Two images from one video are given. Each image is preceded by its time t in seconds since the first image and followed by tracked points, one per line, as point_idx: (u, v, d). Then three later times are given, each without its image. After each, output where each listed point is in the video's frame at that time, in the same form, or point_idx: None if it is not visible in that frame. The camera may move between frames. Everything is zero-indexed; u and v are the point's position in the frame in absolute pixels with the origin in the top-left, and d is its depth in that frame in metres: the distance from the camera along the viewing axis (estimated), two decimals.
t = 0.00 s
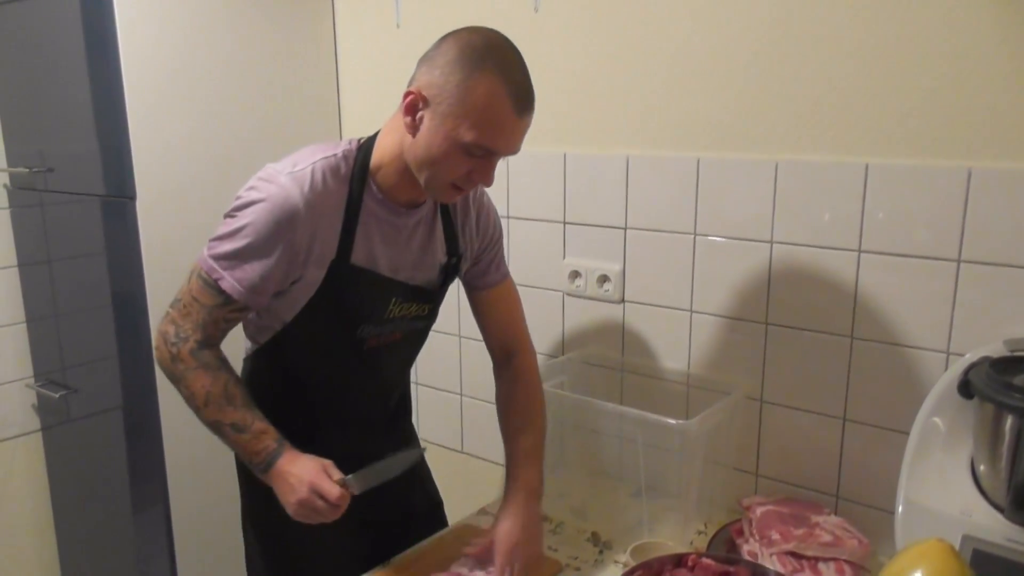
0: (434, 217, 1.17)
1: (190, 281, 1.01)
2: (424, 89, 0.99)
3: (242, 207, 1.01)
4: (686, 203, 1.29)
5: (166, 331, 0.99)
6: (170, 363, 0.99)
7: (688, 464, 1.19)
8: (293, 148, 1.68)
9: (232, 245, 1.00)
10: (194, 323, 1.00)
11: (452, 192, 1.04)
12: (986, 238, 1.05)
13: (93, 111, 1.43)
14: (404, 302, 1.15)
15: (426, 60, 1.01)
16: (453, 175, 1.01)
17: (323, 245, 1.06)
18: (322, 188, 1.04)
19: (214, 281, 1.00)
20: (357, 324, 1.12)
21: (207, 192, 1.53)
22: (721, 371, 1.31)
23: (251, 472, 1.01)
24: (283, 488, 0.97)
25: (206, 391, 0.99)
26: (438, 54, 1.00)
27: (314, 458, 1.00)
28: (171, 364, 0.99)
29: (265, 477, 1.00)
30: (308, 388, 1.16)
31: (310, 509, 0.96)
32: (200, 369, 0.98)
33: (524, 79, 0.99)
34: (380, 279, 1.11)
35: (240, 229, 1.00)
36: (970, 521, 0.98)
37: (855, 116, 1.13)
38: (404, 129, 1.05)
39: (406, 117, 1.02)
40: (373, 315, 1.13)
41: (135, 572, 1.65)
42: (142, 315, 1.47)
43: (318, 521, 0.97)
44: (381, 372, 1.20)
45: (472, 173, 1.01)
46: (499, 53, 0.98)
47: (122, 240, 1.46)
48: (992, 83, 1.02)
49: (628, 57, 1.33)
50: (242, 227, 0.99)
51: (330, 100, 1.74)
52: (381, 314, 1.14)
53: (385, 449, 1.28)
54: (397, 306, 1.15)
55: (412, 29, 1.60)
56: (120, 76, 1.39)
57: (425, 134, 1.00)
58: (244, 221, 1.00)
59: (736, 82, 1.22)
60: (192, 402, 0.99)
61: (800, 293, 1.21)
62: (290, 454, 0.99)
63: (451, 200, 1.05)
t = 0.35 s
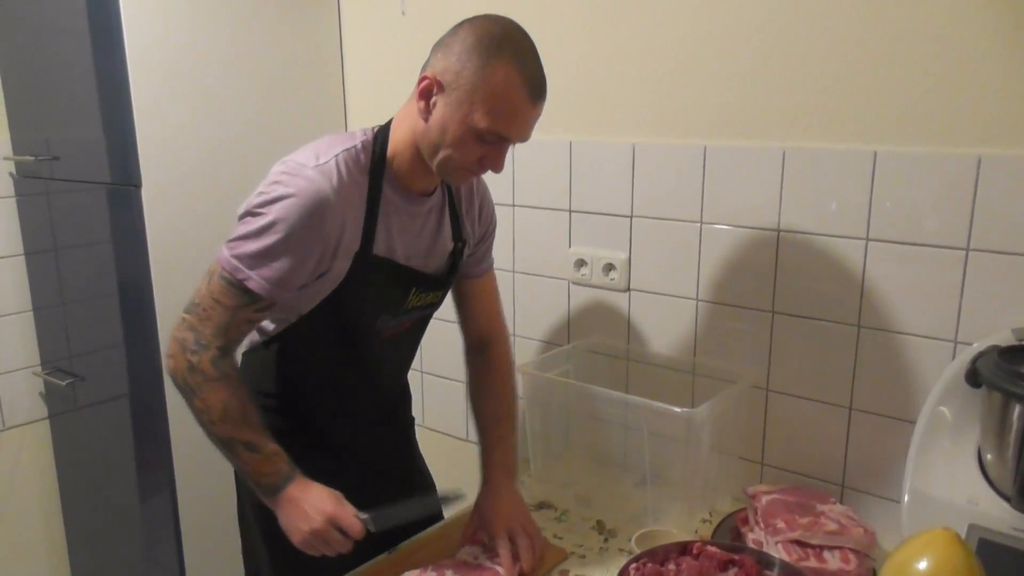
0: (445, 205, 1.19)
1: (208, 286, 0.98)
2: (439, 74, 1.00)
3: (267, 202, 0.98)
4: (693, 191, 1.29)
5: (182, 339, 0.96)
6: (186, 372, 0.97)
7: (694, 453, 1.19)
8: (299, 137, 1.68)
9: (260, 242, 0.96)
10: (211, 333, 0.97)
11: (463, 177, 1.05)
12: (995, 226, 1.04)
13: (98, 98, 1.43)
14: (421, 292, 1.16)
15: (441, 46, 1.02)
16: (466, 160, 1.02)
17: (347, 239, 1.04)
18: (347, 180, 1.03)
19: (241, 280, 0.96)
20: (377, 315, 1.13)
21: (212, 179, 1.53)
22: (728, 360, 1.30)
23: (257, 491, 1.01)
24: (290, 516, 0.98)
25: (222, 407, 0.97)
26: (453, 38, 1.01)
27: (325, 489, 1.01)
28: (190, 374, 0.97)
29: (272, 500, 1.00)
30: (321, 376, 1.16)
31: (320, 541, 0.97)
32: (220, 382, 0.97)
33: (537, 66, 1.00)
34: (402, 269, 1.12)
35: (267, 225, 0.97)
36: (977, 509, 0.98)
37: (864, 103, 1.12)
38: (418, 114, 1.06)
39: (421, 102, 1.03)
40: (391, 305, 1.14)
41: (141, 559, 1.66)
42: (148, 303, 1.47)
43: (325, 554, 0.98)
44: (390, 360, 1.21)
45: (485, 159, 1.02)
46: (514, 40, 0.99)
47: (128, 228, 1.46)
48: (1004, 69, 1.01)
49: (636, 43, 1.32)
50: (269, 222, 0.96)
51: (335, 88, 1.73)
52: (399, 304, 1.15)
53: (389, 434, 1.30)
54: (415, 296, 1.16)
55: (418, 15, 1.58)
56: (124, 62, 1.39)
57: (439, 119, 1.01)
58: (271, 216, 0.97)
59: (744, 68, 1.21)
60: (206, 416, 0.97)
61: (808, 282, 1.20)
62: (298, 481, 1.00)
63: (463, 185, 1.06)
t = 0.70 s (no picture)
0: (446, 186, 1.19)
1: (218, 279, 0.98)
2: (433, 53, 1.00)
3: (267, 188, 0.98)
4: (701, 179, 1.28)
5: (197, 333, 0.96)
6: (203, 367, 0.96)
7: (700, 441, 1.19)
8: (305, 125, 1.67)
9: (264, 228, 0.96)
10: (226, 325, 0.97)
11: (463, 156, 1.05)
12: (1007, 215, 1.03)
13: (105, 85, 1.43)
14: (424, 273, 1.16)
15: (433, 25, 1.02)
16: (465, 138, 1.02)
17: (349, 219, 1.04)
18: (345, 160, 1.03)
19: (247, 268, 0.96)
20: (380, 298, 1.13)
21: (219, 167, 1.53)
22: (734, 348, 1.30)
23: (278, 483, 1.01)
24: (316, 505, 0.99)
25: (242, 399, 0.97)
26: (444, 18, 1.00)
27: (351, 481, 1.01)
28: (208, 367, 0.96)
29: (294, 492, 1.00)
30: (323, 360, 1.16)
31: (343, 531, 0.98)
32: (241, 374, 0.97)
33: (530, 38, 1.00)
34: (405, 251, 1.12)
35: (270, 210, 0.96)
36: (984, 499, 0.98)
37: (875, 90, 1.10)
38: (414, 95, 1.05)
39: (415, 84, 1.02)
40: (395, 285, 1.14)
41: (151, 544, 1.67)
42: (156, 290, 1.48)
43: (346, 545, 1.00)
44: (394, 344, 1.22)
45: (483, 137, 1.02)
46: (505, 14, 0.99)
47: (135, 215, 1.47)
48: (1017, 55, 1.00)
49: (644, 31, 1.31)
50: (272, 206, 0.96)
51: (342, 76, 1.73)
52: (402, 287, 1.15)
53: (394, 421, 1.30)
54: (418, 279, 1.16)
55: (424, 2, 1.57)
56: (131, 49, 1.38)
57: (435, 99, 1.01)
58: (272, 201, 0.97)
59: (753, 54, 1.20)
60: (225, 410, 0.97)
61: (816, 270, 1.19)
62: (319, 471, 1.01)
63: (464, 165, 1.06)
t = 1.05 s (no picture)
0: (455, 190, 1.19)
1: (248, 294, 0.95)
2: (455, 68, 1.01)
3: (290, 194, 0.96)
4: (705, 171, 1.28)
5: (237, 352, 0.95)
6: (250, 385, 0.96)
7: (705, 435, 1.19)
8: (309, 119, 1.67)
9: (291, 236, 0.95)
10: (266, 341, 0.96)
11: (483, 169, 1.06)
12: (1013, 207, 1.03)
13: (110, 78, 1.43)
14: (431, 277, 1.18)
15: (455, 41, 1.03)
16: (487, 151, 1.03)
17: (368, 224, 1.05)
18: (366, 165, 1.04)
19: (276, 277, 0.95)
20: (389, 298, 1.14)
21: (223, 160, 1.53)
22: (739, 342, 1.30)
23: (333, 493, 1.00)
24: (371, 507, 0.98)
25: (294, 413, 0.97)
26: (467, 33, 1.01)
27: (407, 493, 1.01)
28: (254, 384, 0.95)
29: (350, 499, 0.99)
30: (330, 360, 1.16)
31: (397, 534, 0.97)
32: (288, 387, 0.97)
33: (551, 54, 1.02)
34: (417, 255, 1.13)
35: (297, 217, 0.95)
36: (990, 492, 0.98)
37: (881, 82, 1.10)
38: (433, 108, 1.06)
39: (437, 96, 1.03)
40: (405, 288, 1.15)
41: (157, 538, 1.68)
42: (161, 283, 1.48)
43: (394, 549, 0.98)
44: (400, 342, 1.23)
45: (504, 151, 1.04)
46: (527, 31, 1.00)
47: (140, 209, 1.47)
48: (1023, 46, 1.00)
49: (649, 23, 1.30)
50: (299, 213, 0.95)
51: (346, 69, 1.72)
52: (411, 289, 1.16)
53: (394, 415, 1.30)
54: (426, 281, 1.17)
55: None
56: (135, 41, 1.38)
57: (457, 113, 1.02)
58: (299, 208, 0.96)
59: (758, 45, 1.20)
60: (279, 425, 0.97)
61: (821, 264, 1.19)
62: (370, 476, 1.00)
63: (483, 178, 1.07)
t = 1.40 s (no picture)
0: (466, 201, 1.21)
1: (321, 315, 0.94)
2: (483, 87, 1.02)
3: (343, 206, 0.95)
4: (708, 169, 1.28)
5: (321, 374, 0.95)
6: (335, 405, 0.97)
7: (708, 434, 1.19)
8: (312, 118, 1.67)
9: (351, 249, 0.94)
10: (346, 359, 0.97)
11: (504, 187, 1.07)
12: (1016, 205, 1.03)
13: (113, 77, 1.43)
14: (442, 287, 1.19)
15: (482, 59, 1.03)
16: (510, 170, 1.04)
17: (408, 230, 1.06)
18: (402, 171, 1.04)
19: (342, 292, 0.94)
20: (404, 309, 1.15)
21: (227, 159, 1.53)
22: (743, 341, 1.30)
23: (410, 500, 1.03)
24: (457, 515, 1.04)
25: (379, 427, 1.00)
26: (495, 52, 1.02)
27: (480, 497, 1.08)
28: (343, 400, 0.97)
29: (427, 504, 1.03)
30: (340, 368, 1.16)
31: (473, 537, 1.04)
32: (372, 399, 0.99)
33: (576, 76, 1.03)
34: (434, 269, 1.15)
35: (351, 228, 0.95)
36: (992, 490, 0.98)
37: (884, 80, 1.10)
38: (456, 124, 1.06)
39: (463, 114, 1.03)
40: (419, 297, 1.16)
41: (161, 537, 1.68)
42: (164, 282, 1.48)
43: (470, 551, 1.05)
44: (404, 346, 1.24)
45: (527, 169, 1.05)
46: (555, 52, 1.01)
47: (143, 208, 1.47)
48: None
49: (652, 21, 1.30)
50: (354, 224, 0.95)
51: (349, 68, 1.72)
52: (424, 301, 1.18)
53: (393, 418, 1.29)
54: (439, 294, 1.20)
55: None
56: (138, 40, 1.38)
57: (483, 131, 1.02)
58: (355, 219, 0.95)
59: (762, 44, 1.20)
60: (367, 440, 0.99)
61: (825, 263, 1.19)
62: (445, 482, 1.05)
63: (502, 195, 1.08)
